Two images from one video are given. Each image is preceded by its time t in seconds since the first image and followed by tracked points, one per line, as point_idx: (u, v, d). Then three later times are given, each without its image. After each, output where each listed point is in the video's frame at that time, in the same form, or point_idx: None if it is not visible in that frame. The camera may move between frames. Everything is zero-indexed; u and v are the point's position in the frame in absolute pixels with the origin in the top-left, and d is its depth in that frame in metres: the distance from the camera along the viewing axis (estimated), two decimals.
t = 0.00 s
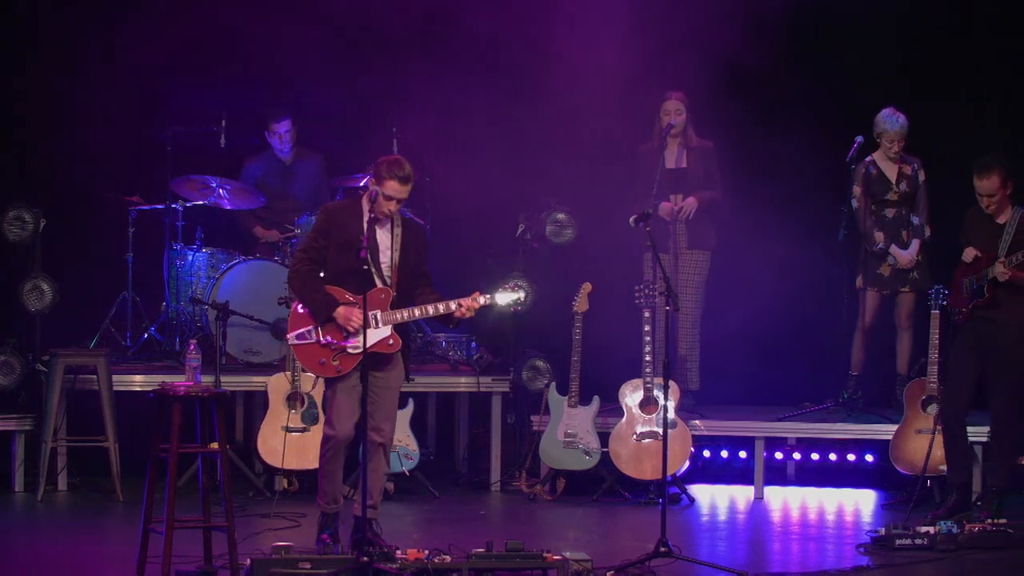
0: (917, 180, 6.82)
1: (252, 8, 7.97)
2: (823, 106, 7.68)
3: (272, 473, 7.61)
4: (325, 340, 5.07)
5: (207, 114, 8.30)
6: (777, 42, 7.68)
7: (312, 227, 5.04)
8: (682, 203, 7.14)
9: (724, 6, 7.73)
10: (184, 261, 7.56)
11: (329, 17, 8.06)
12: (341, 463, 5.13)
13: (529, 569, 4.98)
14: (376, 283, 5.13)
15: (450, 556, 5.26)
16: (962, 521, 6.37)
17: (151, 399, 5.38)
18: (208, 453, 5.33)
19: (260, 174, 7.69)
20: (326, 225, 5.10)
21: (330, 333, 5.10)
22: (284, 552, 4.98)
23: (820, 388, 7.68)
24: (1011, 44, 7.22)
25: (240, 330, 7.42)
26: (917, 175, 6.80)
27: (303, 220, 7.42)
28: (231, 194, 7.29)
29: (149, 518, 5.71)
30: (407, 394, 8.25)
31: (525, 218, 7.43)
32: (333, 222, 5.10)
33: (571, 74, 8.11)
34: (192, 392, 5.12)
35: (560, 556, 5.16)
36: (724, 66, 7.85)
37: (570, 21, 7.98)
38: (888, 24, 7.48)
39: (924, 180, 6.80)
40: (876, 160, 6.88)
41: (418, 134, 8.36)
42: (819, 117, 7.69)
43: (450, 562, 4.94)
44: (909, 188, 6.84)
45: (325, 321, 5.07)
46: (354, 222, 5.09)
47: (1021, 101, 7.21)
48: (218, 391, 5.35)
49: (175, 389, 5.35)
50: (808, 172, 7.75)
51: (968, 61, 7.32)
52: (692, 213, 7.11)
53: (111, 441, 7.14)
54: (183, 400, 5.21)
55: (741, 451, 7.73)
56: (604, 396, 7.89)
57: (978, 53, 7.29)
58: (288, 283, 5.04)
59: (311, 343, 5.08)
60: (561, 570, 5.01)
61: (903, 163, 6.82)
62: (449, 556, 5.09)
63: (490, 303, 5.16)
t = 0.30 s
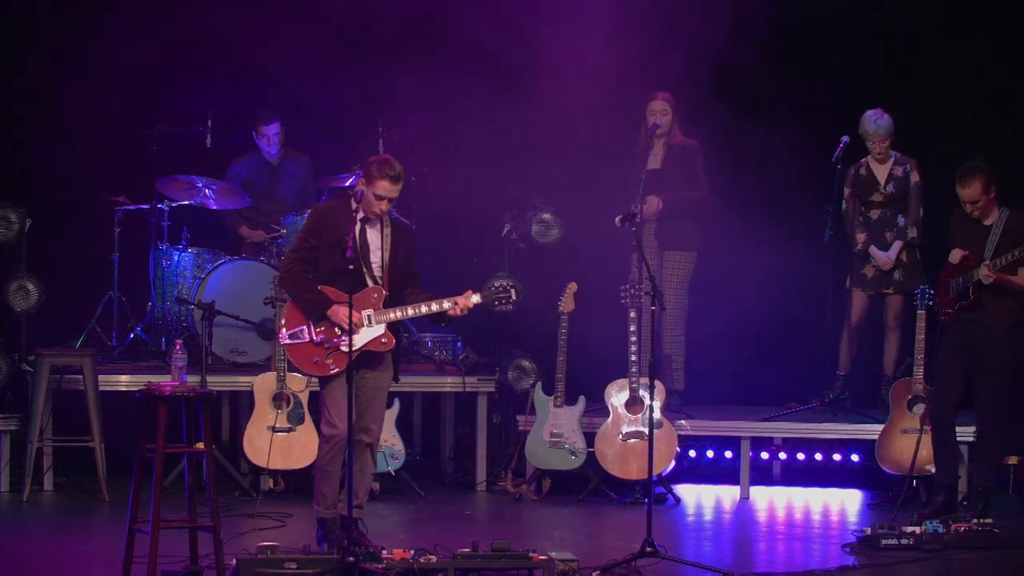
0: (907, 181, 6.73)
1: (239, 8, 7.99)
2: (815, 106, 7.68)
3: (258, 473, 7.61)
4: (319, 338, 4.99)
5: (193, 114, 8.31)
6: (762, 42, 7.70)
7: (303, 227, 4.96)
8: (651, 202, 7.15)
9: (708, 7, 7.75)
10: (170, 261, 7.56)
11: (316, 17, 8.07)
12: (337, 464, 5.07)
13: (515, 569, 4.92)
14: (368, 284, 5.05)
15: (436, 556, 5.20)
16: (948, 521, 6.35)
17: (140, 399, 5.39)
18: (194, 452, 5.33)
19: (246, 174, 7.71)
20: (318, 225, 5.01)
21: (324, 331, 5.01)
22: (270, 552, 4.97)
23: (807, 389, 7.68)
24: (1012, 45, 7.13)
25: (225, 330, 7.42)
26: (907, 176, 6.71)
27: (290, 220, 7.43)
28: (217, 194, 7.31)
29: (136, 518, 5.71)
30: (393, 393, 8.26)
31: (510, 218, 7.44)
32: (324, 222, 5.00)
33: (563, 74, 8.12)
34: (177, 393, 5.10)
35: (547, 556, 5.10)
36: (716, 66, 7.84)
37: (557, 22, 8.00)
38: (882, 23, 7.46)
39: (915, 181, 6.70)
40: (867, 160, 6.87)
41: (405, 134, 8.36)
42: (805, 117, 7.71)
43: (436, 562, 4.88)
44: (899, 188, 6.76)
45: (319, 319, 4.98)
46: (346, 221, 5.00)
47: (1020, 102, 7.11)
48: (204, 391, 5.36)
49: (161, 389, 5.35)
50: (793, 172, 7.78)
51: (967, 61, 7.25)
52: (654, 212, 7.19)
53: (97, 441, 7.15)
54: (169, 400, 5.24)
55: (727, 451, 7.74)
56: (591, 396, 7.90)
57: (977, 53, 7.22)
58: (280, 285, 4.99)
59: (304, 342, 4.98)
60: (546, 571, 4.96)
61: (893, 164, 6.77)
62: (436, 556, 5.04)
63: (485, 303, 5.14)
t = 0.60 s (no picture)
0: (887, 181, 6.70)
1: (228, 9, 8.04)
2: (807, 106, 7.70)
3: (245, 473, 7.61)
4: (311, 338, 4.96)
5: (182, 115, 8.34)
6: (747, 43, 7.74)
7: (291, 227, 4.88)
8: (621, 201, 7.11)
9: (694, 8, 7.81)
10: (157, 261, 7.57)
11: (305, 18, 8.12)
12: (329, 468, 4.99)
13: (502, 569, 4.89)
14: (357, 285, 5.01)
15: (424, 556, 5.16)
16: (936, 521, 6.29)
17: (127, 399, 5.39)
18: (182, 452, 5.32)
19: (233, 174, 7.72)
20: (307, 225, 4.93)
21: (314, 331, 4.99)
22: (258, 551, 4.91)
23: (794, 389, 7.70)
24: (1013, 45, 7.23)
25: (212, 330, 7.42)
26: (887, 177, 6.69)
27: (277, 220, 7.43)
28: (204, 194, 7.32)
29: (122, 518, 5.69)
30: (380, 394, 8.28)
31: (497, 218, 7.47)
32: (313, 222, 4.93)
33: (552, 75, 8.16)
34: (165, 393, 5.05)
35: (534, 556, 5.07)
36: (706, 66, 7.87)
37: (545, 23, 8.05)
38: (877, 24, 7.50)
39: (895, 182, 6.65)
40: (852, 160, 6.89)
41: (393, 135, 8.39)
42: (791, 118, 7.74)
43: (424, 562, 4.84)
44: (879, 188, 6.74)
45: (309, 318, 4.96)
46: (335, 220, 4.92)
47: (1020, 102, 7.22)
48: (191, 391, 5.34)
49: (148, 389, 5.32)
50: (779, 172, 7.81)
51: (967, 61, 7.32)
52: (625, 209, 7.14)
53: (84, 441, 7.14)
54: (156, 400, 5.20)
55: (714, 451, 7.76)
56: (578, 396, 7.91)
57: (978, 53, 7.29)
58: (267, 284, 4.92)
59: (295, 342, 4.96)
60: (534, 571, 4.92)
61: (875, 164, 6.75)
62: (422, 556, 5.00)
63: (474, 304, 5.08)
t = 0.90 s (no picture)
0: (859, 179, 6.70)
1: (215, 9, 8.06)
2: (796, 105, 7.71)
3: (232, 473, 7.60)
4: (298, 342, 4.86)
5: (169, 115, 8.36)
6: (733, 43, 7.77)
7: (271, 229, 4.83)
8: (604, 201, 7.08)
9: (680, 8, 7.83)
10: (144, 261, 7.57)
11: (292, 18, 8.14)
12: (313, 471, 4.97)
13: (489, 569, 4.87)
14: (341, 287, 4.96)
15: (410, 556, 5.14)
16: (923, 521, 6.23)
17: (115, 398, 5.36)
18: (168, 452, 5.29)
19: (220, 174, 7.73)
20: (287, 227, 4.89)
21: (301, 335, 4.88)
22: (244, 552, 4.89)
23: (780, 390, 7.73)
24: (1012, 45, 7.27)
25: (199, 330, 7.43)
26: (860, 175, 6.69)
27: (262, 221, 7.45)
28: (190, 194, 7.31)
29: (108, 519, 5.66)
30: (367, 394, 8.29)
31: (484, 218, 7.52)
32: (293, 224, 4.90)
33: (540, 75, 8.19)
34: (152, 392, 5.04)
35: (520, 556, 5.04)
36: (695, 66, 7.88)
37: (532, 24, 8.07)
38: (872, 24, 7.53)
39: (867, 181, 6.65)
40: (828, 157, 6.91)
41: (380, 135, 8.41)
42: (777, 118, 7.76)
43: (410, 562, 4.83)
44: (852, 187, 6.75)
45: (296, 323, 4.85)
46: (315, 221, 4.92)
47: (1019, 101, 7.26)
48: (178, 391, 5.31)
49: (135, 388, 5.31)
50: (764, 173, 7.84)
51: (967, 61, 7.36)
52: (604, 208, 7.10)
53: (71, 441, 7.13)
54: (143, 400, 5.16)
55: (700, 450, 7.77)
56: (564, 397, 7.93)
57: (977, 54, 7.33)
58: (251, 289, 4.83)
59: (283, 346, 4.86)
60: (520, 570, 4.89)
61: (850, 162, 6.74)
62: (409, 556, 4.97)
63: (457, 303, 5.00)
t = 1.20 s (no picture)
0: (834, 180, 6.72)
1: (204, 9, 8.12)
2: (784, 105, 7.72)
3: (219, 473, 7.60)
4: (277, 344, 4.84)
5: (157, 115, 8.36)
6: (720, 44, 7.79)
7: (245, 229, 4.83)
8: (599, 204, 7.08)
9: (667, 9, 7.86)
10: (131, 261, 7.58)
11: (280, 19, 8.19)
12: (296, 474, 4.95)
13: (476, 569, 4.83)
14: (318, 285, 4.93)
15: (397, 556, 5.15)
16: (911, 521, 6.20)
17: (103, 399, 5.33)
18: (157, 452, 5.24)
19: (207, 173, 7.72)
20: (261, 227, 4.88)
21: (279, 336, 4.86)
22: (230, 553, 4.86)
23: (765, 389, 7.76)
24: (1012, 46, 7.32)
25: (187, 330, 7.42)
26: (835, 177, 6.71)
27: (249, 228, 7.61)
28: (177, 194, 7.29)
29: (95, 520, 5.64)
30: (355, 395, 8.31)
31: (471, 218, 7.46)
32: (268, 224, 4.89)
33: (527, 75, 8.22)
34: (140, 392, 5.01)
35: (507, 556, 5.02)
36: (681, 66, 7.91)
37: (520, 24, 8.12)
38: (869, 23, 7.53)
39: (841, 183, 6.69)
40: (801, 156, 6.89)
41: (369, 135, 8.44)
42: (765, 119, 7.78)
43: (398, 562, 4.82)
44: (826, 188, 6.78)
45: (273, 324, 4.83)
46: (289, 221, 4.91)
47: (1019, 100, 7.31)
48: (167, 391, 5.27)
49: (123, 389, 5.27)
50: (751, 173, 7.86)
51: (967, 61, 7.38)
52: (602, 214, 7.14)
53: (57, 442, 7.11)
54: (130, 400, 5.14)
55: (688, 451, 7.77)
56: (552, 396, 7.94)
57: (974, 55, 7.37)
58: (230, 289, 4.82)
59: (261, 348, 4.83)
60: (508, 570, 4.86)
61: (824, 163, 6.77)
62: (396, 556, 4.98)
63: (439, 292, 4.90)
